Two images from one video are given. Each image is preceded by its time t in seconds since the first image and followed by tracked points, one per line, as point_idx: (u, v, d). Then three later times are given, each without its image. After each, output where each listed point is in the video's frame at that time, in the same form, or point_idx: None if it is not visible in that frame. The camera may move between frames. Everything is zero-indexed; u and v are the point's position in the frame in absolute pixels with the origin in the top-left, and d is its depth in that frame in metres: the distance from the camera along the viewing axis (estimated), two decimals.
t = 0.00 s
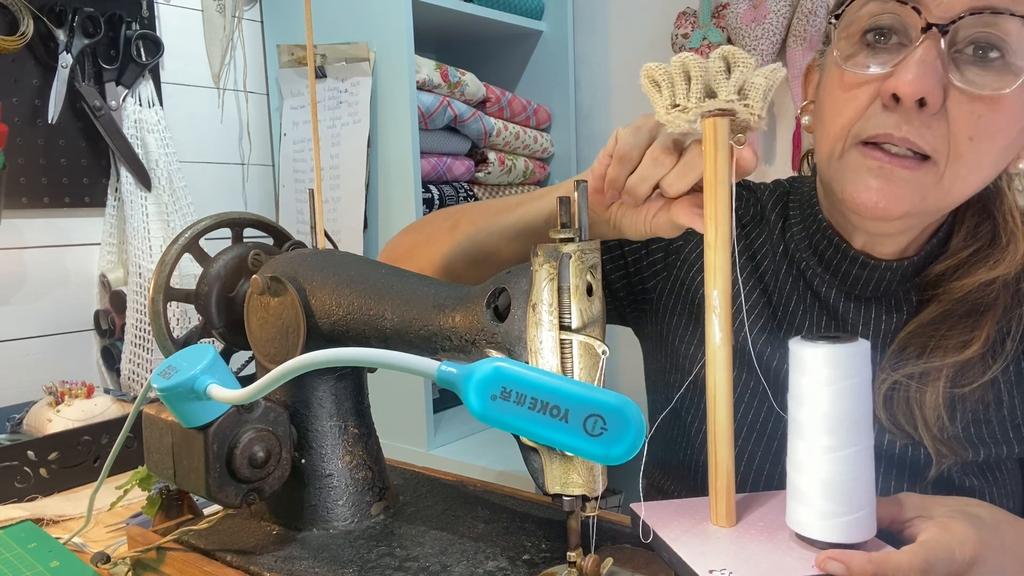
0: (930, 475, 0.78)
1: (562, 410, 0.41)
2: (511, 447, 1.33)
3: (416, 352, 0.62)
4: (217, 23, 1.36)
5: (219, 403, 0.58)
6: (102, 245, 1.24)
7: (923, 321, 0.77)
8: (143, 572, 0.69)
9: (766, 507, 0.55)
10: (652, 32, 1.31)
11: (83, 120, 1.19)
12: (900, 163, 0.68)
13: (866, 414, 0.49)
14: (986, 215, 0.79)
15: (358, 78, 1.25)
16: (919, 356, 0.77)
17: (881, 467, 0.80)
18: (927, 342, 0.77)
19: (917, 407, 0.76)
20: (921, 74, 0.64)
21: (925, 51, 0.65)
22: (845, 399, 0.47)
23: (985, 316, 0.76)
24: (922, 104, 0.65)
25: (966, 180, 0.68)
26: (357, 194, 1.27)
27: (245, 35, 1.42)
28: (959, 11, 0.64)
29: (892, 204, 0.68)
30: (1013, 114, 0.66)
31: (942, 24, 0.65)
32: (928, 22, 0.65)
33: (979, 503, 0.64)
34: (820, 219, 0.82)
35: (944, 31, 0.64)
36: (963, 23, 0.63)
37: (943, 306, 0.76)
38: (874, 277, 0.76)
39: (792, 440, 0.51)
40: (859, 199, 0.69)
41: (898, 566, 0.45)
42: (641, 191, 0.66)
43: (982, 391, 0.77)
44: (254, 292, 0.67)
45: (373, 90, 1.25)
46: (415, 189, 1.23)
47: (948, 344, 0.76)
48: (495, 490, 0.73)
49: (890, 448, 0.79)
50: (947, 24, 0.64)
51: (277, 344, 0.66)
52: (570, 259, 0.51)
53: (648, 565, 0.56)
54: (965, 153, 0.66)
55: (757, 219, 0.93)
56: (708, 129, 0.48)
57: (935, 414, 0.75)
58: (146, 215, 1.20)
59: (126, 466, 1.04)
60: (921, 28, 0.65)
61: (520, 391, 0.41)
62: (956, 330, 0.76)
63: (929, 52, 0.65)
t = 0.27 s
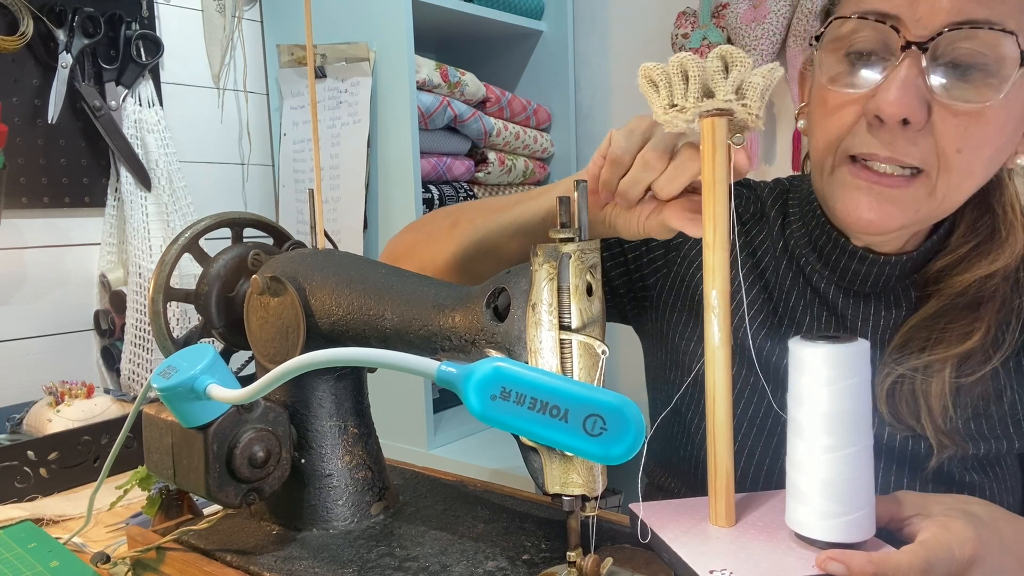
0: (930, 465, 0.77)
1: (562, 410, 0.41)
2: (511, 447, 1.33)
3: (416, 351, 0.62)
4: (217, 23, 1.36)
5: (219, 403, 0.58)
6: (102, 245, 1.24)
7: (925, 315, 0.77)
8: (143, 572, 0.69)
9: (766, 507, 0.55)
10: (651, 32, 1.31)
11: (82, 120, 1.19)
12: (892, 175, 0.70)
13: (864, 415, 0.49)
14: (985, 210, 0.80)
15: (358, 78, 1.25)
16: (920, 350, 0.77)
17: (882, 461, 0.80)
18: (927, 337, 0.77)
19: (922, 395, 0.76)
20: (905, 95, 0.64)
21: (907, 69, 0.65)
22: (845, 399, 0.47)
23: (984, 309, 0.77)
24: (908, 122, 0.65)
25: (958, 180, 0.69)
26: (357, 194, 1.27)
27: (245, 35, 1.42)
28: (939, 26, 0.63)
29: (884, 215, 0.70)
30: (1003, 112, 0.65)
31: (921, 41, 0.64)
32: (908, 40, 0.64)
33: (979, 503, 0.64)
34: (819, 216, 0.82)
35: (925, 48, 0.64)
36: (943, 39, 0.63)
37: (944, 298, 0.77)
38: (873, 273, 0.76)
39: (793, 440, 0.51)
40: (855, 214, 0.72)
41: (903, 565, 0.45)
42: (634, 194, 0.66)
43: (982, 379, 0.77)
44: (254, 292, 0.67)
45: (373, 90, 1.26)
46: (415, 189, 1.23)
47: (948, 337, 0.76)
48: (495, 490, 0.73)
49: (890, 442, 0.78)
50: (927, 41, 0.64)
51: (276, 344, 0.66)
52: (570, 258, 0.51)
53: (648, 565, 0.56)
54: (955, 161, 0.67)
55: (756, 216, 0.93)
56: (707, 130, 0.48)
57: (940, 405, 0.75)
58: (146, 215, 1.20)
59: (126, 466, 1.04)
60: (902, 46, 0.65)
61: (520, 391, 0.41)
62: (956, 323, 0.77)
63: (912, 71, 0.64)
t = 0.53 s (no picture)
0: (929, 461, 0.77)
1: (562, 410, 0.41)
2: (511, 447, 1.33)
3: (416, 351, 0.62)
4: (217, 22, 1.36)
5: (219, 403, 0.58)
6: (102, 245, 1.24)
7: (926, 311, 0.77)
8: (143, 572, 0.69)
9: (766, 507, 0.55)
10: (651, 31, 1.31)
11: (82, 120, 1.19)
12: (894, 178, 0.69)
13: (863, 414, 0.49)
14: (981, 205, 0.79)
15: (358, 77, 1.25)
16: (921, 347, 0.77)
17: (881, 459, 0.79)
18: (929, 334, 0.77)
19: (923, 394, 0.76)
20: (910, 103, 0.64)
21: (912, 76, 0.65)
22: (845, 399, 0.47)
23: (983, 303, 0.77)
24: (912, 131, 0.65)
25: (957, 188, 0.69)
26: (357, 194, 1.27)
27: (245, 35, 1.42)
28: (941, 34, 0.64)
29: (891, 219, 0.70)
30: (1006, 114, 0.65)
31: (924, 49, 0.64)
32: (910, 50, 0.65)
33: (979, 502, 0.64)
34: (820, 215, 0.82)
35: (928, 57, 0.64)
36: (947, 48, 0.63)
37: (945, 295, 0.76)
38: (872, 272, 0.76)
39: (792, 440, 0.51)
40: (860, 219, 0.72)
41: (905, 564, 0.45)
42: (633, 200, 0.66)
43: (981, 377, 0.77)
44: (254, 292, 0.67)
45: (373, 90, 1.26)
46: (415, 189, 1.23)
47: (949, 333, 0.76)
48: (495, 490, 0.73)
49: (890, 438, 0.78)
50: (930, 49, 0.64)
51: (276, 344, 0.66)
52: (570, 258, 0.51)
53: (648, 566, 0.56)
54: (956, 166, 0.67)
55: (756, 215, 0.93)
56: (707, 129, 0.48)
57: (940, 404, 0.75)
58: (146, 215, 1.20)
59: (126, 466, 1.04)
60: (903, 54, 0.65)
61: (520, 391, 0.41)
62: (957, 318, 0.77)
63: (916, 78, 0.64)
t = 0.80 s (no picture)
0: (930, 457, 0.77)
1: (562, 410, 0.41)
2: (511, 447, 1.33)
3: (416, 351, 0.62)
4: (217, 23, 1.36)
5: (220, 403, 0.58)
6: (102, 245, 1.24)
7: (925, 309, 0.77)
8: (143, 572, 0.69)
9: (765, 506, 0.55)
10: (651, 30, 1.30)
11: (82, 120, 1.19)
12: (884, 179, 0.71)
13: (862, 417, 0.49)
14: (983, 203, 0.78)
15: (358, 77, 1.25)
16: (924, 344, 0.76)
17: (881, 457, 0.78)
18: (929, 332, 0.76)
19: (923, 390, 0.75)
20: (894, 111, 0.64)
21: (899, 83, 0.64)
22: (845, 399, 0.47)
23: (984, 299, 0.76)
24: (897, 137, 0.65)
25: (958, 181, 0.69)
26: (357, 194, 1.27)
27: (245, 35, 1.42)
28: (928, 40, 0.63)
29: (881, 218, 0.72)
30: (1004, 116, 0.65)
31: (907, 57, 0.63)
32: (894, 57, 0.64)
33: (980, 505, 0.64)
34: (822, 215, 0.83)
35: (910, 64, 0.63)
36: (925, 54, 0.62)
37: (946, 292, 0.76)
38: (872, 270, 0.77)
39: (793, 440, 0.51)
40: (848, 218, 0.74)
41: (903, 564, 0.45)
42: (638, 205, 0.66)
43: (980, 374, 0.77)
44: (254, 292, 0.67)
45: (373, 90, 1.26)
46: (415, 189, 1.23)
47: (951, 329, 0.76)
48: (495, 490, 0.73)
49: (891, 435, 0.77)
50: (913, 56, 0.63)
51: (276, 344, 0.66)
52: (570, 258, 0.51)
53: (648, 566, 0.56)
54: (953, 167, 0.68)
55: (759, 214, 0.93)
56: (706, 128, 0.47)
57: (942, 396, 0.75)
58: (146, 215, 1.20)
59: (126, 466, 1.04)
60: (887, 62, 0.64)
61: (520, 391, 0.41)
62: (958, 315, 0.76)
63: (901, 85, 0.63)
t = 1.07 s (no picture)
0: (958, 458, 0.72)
1: (562, 410, 0.41)
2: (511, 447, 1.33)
3: (416, 351, 0.62)
4: (217, 23, 1.36)
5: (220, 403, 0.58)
6: (102, 245, 1.24)
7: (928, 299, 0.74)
8: (143, 572, 0.69)
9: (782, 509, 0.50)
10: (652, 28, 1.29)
11: (82, 120, 1.19)
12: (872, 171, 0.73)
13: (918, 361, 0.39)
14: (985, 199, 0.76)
15: (358, 78, 1.26)
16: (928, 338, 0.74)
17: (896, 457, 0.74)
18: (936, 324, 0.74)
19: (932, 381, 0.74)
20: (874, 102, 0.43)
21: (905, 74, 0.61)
22: (899, 344, 0.37)
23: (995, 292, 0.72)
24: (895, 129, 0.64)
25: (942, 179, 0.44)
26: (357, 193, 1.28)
27: (245, 35, 1.42)
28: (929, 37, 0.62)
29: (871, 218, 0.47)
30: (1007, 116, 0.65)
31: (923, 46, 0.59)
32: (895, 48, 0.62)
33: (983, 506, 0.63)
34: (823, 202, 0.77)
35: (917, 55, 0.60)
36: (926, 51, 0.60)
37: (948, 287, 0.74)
38: None
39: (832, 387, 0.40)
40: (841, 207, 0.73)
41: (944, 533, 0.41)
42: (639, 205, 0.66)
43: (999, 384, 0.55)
44: (254, 292, 0.67)
45: (373, 90, 1.26)
46: (415, 188, 1.23)
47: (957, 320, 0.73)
48: (495, 490, 0.73)
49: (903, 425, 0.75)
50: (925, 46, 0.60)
51: (277, 344, 0.66)
52: (570, 258, 0.51)
53: (648, 565, 0.55)
54: (926, 160, 0.43)
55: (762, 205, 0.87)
56: (768, 69, 0.39)
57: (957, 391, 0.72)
58: (146, 215, 1.20)
59: (126, 466, 1.04)
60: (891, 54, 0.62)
61: (520, 391, 0.41)
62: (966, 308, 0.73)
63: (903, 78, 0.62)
